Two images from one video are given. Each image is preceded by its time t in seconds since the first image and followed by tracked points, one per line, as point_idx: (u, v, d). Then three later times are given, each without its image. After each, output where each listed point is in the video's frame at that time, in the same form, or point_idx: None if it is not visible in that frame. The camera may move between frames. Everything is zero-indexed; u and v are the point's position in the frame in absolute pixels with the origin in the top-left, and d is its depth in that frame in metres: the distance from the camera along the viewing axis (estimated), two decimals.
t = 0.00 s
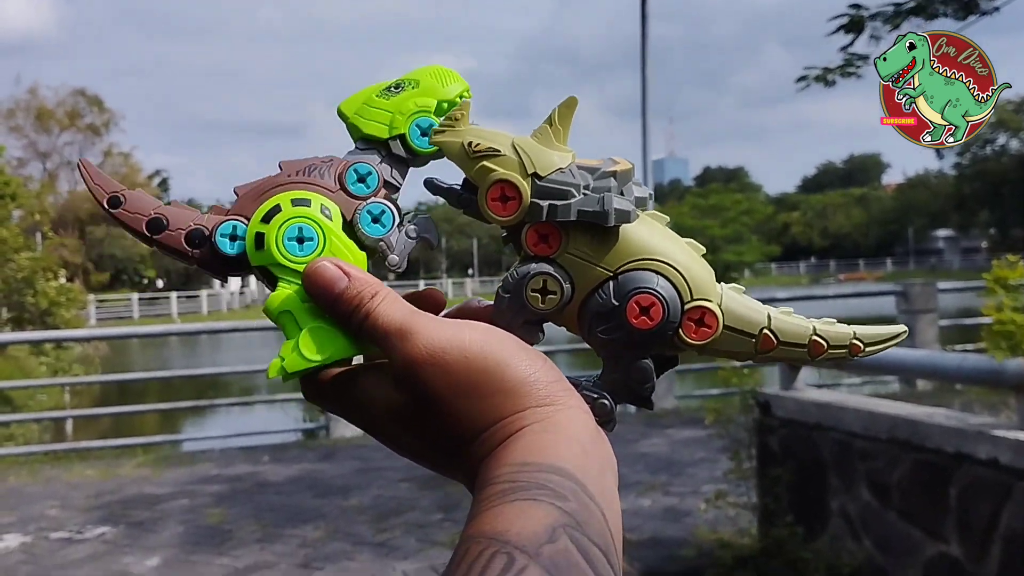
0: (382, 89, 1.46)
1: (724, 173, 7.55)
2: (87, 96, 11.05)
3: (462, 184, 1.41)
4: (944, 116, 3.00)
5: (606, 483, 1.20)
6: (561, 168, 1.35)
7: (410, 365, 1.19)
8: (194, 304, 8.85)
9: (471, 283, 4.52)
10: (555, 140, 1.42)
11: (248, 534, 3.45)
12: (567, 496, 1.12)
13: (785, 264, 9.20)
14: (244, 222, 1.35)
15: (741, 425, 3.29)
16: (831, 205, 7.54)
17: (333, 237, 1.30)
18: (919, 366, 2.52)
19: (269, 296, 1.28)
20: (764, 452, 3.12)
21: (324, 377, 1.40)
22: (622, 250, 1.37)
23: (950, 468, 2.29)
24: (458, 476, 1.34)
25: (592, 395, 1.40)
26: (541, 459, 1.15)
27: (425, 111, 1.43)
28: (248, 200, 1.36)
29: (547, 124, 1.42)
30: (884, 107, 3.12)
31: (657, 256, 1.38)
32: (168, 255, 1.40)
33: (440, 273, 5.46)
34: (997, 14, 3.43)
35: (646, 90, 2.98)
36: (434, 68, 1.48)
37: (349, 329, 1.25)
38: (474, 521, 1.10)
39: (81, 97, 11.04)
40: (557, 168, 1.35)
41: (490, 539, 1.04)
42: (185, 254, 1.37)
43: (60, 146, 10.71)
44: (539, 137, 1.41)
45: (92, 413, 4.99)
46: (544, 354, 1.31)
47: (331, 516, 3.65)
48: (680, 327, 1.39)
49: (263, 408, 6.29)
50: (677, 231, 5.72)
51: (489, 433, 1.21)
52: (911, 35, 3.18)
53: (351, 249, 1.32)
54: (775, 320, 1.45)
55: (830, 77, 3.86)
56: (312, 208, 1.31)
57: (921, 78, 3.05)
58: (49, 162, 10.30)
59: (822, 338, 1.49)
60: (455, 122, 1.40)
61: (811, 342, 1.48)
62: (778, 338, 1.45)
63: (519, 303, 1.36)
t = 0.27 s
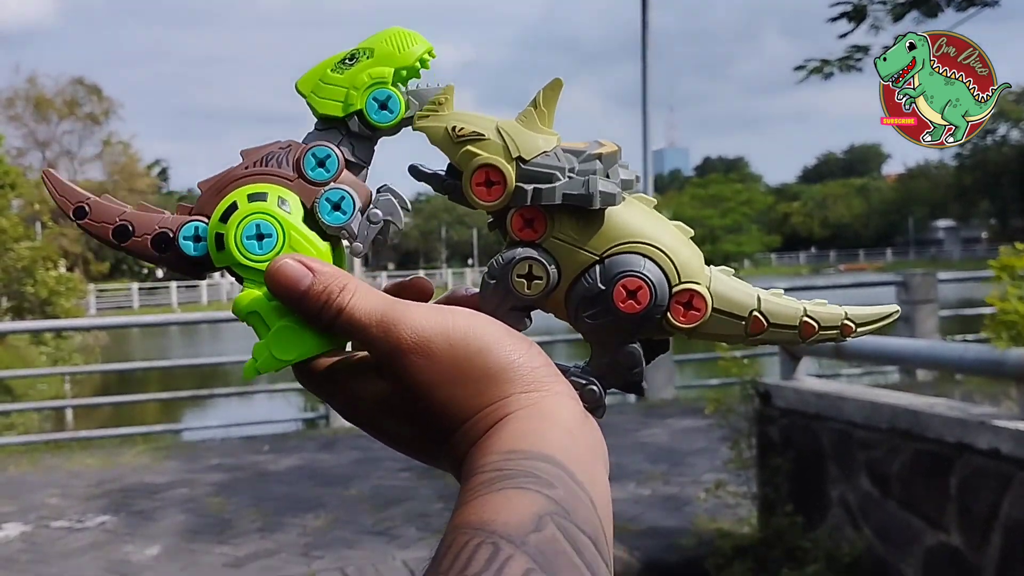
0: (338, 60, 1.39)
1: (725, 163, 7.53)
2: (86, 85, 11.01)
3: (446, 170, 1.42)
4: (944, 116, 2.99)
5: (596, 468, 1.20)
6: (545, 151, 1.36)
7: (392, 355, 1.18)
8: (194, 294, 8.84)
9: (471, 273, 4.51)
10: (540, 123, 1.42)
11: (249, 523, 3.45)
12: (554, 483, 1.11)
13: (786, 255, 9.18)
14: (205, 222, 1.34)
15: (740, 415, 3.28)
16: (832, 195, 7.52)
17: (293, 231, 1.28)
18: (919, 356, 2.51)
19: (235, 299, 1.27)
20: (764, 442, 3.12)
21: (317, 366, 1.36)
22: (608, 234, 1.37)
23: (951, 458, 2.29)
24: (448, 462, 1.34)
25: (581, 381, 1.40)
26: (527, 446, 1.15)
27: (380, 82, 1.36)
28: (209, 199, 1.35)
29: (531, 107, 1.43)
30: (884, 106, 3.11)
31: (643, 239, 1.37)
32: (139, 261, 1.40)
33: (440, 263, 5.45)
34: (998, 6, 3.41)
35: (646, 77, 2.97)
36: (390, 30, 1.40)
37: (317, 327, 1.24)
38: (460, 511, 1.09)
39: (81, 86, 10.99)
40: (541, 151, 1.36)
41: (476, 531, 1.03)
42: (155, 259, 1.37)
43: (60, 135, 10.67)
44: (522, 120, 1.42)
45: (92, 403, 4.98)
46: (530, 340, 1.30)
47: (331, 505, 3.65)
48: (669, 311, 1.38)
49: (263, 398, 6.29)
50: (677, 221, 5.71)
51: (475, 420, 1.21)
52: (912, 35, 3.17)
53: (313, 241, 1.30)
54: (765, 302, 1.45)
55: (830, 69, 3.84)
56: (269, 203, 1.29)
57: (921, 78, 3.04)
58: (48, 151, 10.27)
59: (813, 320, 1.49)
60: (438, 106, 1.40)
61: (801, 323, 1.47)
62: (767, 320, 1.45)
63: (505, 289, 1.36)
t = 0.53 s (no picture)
0: (348, 83, 1.42)
1: (726, 160, 7.53)
2: (87, 79, 11.00)
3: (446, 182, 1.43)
4: (945, 116, 2.99)
5: (593, 475, 1.19)
6: (542, 162, 1.37)
7: (392, 361, 1.19)
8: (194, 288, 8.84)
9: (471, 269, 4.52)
10: (537, 136, 1.43)
11: (248, 517, 3.46)
12: (552, 487, 1.10)
13: (787, 253, 9.19)
14: (213, 234, 1.36)
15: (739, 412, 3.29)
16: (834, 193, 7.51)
17: (299, 243, 1.31)
18: (919, 355, 2.51)
19: (239, 307, 1.29)
20: (763, 439, 3.13)
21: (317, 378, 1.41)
22: (604, 243, 1.38)
23: (950, 455, 2.30)
24: (450, 472, 1.34)
25: (579, 389, 1.41)
26: (525, 451, 1.14)
27: (387, 105, 1.39)
28: (218, 212, 1.37)
29: (528, 120, 1.44)
30: (885, 107, 3.13)
31: (640, 247, 1.38)
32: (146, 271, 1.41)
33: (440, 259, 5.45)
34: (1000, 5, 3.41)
35: (646, 77, 2.97)
36: (398, 56, 1.42)
37: (322, 335, 1.26)
38: (459, 515, 1.08)
39: (82, 80, 10.99)
40: (539, 162, 1.37)
41: (474, 534, 1.02)
42: (162, 269, 1.38)
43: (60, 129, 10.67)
44: (520, 132, 1.43)
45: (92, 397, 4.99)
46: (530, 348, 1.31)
47: (331, 500, 3.66)
48: (665, 318, 1.39)
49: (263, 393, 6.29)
50: (677, 219, 5.71)
51: (473, 427, 1.21)
52: (912, 35, 3.18)
53: (319, 253, 1.32)
54: (762, 309, 1.47)
55: (831, 67, 3.85)
56: (277, 215, 1.31)
57: (921, 78, 3.05)
58: (49, 145, 10.27)
59: (809, 327, 1.51)
60: (438, 121, 1.43)
61: (798, 330, 1.50)
62: (764, 328, 1.47)
63: (502, 298, 1.37)
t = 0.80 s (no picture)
0: (351, 74, 1.42)
1: (726, 158, 7.53)
2: (87, 77, 11.00)
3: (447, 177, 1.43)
4: (944, 116, 2.99)
5: (588, 473, 1.19)
6: (544, 159, 1.37)
7: (389, 356, 1.19)
8: (194, 285, 8.84)
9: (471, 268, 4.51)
10: (538, 132, 1.43)
11: (248, 515, 3.46)
12: (548, 487, 1.10)
13: (787, 252, 9.18)
14: (212, 221, 1.36)
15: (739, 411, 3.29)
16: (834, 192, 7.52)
17: (298, 232, 1.30)
18: (919, 354, 2.51)
19: (236, 294, 1.29)
20: (763, 438, 3.13)
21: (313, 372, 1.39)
22: (603, 241, 1.38)
23: (950, 455, 2.30)
24: (445, 467, 1.34)
25: (576, 387, 1.41)
26: (520, 449, 1.14)
27: (391, 97, 1.39)
28: (217, 199, 1.37)
29: (529, 116, 1.44)
30: (884, 106, 3.11)
31: (639, 246, 1.38)
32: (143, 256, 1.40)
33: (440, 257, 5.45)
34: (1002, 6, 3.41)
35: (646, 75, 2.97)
36: (402, 50, 1.43)
37: (318, 327, 1.26)
38: (454, 513, 1.08)
39: (82, 77, 10.99)
40: (541, 159, 1.37)
41: (469, 533, 1.02)
42: (160, 254, 1.38)
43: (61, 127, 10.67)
44: (522, 128, 1.42)
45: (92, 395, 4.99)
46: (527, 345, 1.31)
47: (331, 498, 3.66)
48: (663, 318, 1.39)
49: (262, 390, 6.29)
50: (678, 217, 5.71)
51: (468, 423, 1.20)
52: (911, 34, 3.17)
53: (318, 245, 1.31)
54: (761, 310, 1.47)
55: (832, 67, 3.84)
56: (277, 204, 1.31)
57: (921, 78, 3.04)
58: (50, 142, 10.27)
59: (808, 329, 1.51)
60: (439, 116, 1.42)
61: (796, 332, 1.49)
62: (763, 330, 1.46)
63: (501, 295, 1.37)
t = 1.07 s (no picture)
0: (351, 72, 1.42)
1: (730, 157, 7.52)
2: (92, 76, 11.01)
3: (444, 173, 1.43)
4: (944, 116, 2.98)
5: (590, 467, 1.19)
6: (542, 154, 1.36)
7: (390, 351, 1.18)
8: (198, 285, 8.85)
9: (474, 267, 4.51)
10: (537, 127, 1.43)
11: (252, 513, 3.47)
12: (549, 480, 1.10)
13: (790, 251, 9.18)
14: (213, 219, 1.36)
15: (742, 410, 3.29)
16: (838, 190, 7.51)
17: (299, 231, 1.30)
18: (921, 353, 2.52)
19: (237, 292, 1.29)
20: (766, 437, 3.13)
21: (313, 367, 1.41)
22: (603, 236, 1.37)
23: (952, 454, 2.30)
24: (445, 461, 1.34)
25: (575, 380, 1.39)
26: (522, 442, 1.14)
27: (392, 96, 1.39)
28: (218, 197, 1.37)
29: (527, 112, 1.43)
30: (884, 107, 3.09)
31: (638, 240, 1.38)
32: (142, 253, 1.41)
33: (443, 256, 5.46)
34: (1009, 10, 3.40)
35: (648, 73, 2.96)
36: (404, 48, 1.43)
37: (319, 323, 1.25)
38: (456, 505, 1.08)
39: (87, 76, 11.00)
40: (539, 155, 1.36)
41: (471, 525, 1.02)
42: (158, 252, 1.38)
43: (65, 126, 10.69)
44: (520, 124, 1.42)
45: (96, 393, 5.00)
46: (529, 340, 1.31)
47: (334, 497, 3.66)
48: (662, 312, 1.39)
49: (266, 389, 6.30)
50: (681, 216, 5.70)
51: (470, 418, 1.20)
52: (911, 34, 3.16)
53: (319, 242, 1.32)
54: (758, 303, 1.46)
55: (836, 73, 3.84)
56: (278, 202, 1.31)
57: (921, 78, 3.03)
58: (54, 141, 10.29)
59: (807, 320, 1.50)
60: (436, 111, 1.43)
61: (794, 324, 1.49)
62: (761, 322, 1.46)
63: (500, 289, 1.37)
